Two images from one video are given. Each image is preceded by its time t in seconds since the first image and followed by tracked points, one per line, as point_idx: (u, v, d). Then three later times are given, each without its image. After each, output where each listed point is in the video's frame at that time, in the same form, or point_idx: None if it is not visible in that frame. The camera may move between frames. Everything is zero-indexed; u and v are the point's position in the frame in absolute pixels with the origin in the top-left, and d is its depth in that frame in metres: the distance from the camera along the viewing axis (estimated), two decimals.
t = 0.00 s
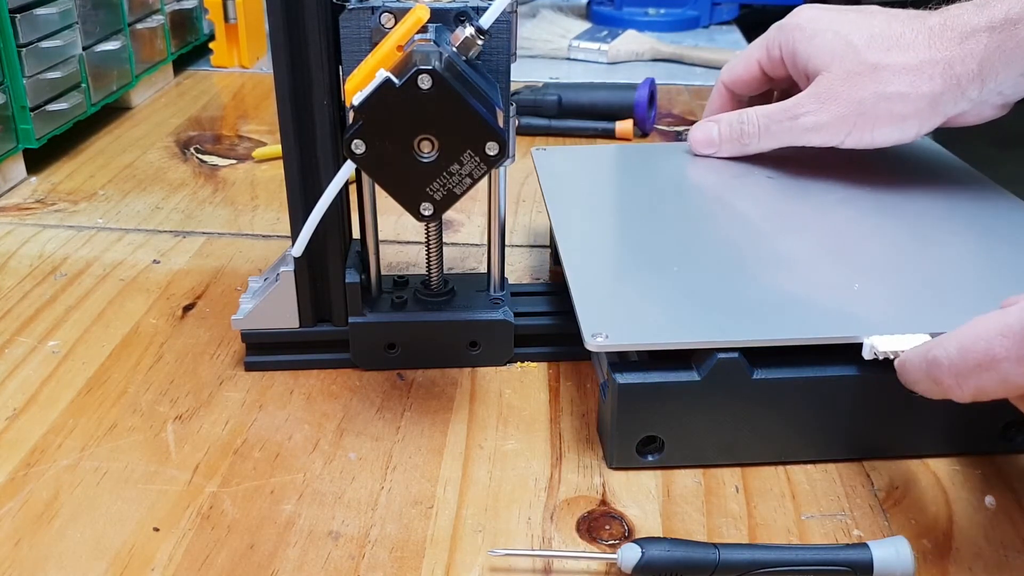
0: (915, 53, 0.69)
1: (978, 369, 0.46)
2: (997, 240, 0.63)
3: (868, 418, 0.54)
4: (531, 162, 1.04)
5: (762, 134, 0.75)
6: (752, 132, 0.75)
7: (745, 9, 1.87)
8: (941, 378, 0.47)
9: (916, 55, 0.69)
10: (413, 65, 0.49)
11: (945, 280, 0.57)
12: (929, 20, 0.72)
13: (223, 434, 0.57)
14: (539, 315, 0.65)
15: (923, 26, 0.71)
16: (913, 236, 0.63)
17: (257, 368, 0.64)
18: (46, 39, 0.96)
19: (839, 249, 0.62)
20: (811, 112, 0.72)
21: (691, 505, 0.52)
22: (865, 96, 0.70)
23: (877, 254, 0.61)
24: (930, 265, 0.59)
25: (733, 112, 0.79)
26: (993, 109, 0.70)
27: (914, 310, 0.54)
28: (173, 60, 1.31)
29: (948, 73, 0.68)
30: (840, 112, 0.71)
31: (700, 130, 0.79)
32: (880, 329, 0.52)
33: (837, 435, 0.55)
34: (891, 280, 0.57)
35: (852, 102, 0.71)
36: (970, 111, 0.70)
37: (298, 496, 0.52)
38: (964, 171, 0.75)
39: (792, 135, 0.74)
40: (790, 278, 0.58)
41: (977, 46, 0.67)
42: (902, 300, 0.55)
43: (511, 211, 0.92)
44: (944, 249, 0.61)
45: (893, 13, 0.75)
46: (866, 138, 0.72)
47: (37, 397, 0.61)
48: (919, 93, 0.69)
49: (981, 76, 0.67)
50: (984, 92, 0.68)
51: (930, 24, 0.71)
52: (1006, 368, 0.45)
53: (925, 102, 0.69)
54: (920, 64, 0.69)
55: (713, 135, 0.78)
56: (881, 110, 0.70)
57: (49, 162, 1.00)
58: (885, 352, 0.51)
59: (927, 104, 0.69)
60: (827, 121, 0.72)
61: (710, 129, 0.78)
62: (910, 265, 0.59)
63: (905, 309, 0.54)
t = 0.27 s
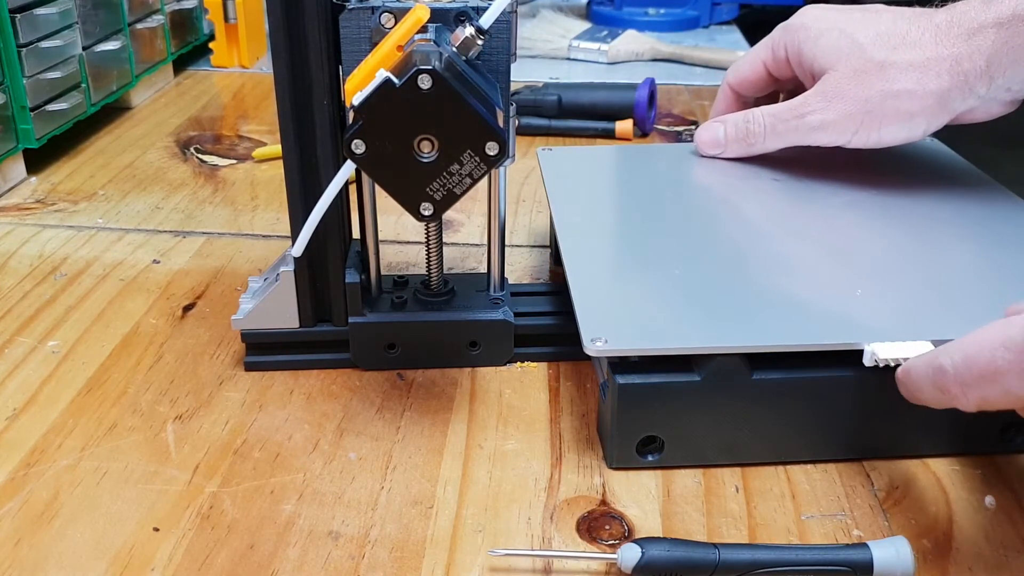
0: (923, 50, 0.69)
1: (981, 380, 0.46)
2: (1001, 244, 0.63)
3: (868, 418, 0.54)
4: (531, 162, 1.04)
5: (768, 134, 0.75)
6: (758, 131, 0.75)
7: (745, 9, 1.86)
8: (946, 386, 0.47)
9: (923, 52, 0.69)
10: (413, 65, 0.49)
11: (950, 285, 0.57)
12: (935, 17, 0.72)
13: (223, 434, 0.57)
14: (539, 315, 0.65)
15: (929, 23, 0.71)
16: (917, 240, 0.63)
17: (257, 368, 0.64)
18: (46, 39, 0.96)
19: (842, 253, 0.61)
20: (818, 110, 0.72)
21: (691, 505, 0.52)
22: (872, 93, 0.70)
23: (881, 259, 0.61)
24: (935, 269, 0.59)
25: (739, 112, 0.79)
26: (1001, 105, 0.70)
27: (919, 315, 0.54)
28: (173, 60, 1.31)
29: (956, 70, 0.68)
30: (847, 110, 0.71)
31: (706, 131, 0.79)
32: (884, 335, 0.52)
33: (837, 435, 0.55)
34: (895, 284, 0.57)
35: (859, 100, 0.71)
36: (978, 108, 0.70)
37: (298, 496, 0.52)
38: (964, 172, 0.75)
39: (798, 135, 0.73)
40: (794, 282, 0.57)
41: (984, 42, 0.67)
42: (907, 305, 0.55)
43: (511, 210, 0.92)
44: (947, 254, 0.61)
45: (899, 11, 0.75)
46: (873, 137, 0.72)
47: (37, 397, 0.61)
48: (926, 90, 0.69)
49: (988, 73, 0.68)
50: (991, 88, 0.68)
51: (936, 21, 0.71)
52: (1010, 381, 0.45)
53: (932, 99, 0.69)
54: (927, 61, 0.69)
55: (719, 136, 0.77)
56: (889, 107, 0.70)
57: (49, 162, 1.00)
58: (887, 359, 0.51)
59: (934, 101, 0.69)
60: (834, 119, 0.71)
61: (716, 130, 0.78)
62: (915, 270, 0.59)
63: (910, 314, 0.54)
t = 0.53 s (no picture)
0: (922, 49, 0.69)
1: (979, 402, 0.46)
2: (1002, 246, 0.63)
3: (868, 418, 0.54)
4: (531, 162, 1.04)
5: (767, 135, 0.75)
6: (757, 134, 0.75)
7: (745, 9, 1.86)
8: (942, 406, 0.47)
9: (923, 51, 0.69)
10: (413, 65, 0.49)
11: (952, 289, 0.57)
12: (935, 16, 0.71)
13: (223, 434, 0.57)
14: (539, 315, 0.65)
15: (929, 23, 0.70)
16: (918, 242, 0.63)
17: (257, 368, 0.64)
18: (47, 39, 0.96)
19: (844, 255, 0.61)
20: (818, 110, 0.72)
21: (691, 505, 0.52)
22: (871, 93, 0.70)
23: (882, 262, 0.60)
24: (936, 273, 0.59)
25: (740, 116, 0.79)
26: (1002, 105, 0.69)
27: (921, 319, 0.54)
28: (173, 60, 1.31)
29: (956, 68, 0.68)
30: (847, 111, 0.71)
31: (706, 134, 0.79)
32: (884, 339, 0.51)
33: (837, 436, 0.55)
34: (897, 288, 0.57)
35: (858, 100, 0.71)
36: (978, 108, 0.69)
37: (298, 495, 0.52)
38: (964, 173, 0.75)
39: (798, 136, 0.73)
40: (795, 284, 0.57)
41: (986, 40, 0.67)
42: (908, 309, 0.55)
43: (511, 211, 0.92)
44: (948, 257, 0.61)
45: (900, 11, 0.75)
46: (873, 136, 0.72)
47: (37, 397, 0.61)
48: (926, 89, 0.69)
49: (989, 72, 0.67)
50: (992, 87, 0.68)
51: (936, 20, 0.71)
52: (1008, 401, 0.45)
53: (932, 98, 0.69)
54: (927, 60, 0.69)
55: (718, 139, 0.78)
56: (888, 106, 0.70)
57: (49, 162, 1.00)
58: (891, 365, 0.50)
59: (935, 100, 0.69)
60: (833, 119, 0.71)
61: (716, 132, 0.78)
62: (916, 274, 0.59)
63: (911, 318, 0.54)
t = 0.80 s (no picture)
0: (925, 45, 0.69)
1: (971, 410, 0.46)
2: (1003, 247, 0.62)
3: (868, 418, 0.54)
4: (531, 162, 1.04)
5: (769, 136, 0.75)
6: (758, 134, 0.75)
7: (745, 9, 1.86)
8: (933, 414, 0.47)
9: (926, 47, 0.69)
10: (412, 65, 0.49)
11: (953, 291, 0.57)
12: (938, 12, 0.71)
13: (223, 434, 0.57)
14: (539, 315, 0.65)
15: (931, 18, 0.70)
16: (918, 243, 0.63)
17: (257, 368, 0.64)
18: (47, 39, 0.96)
19: (844, 257, 0.61)
20: (820, 108, 0.72)
21: (691, 505, 0.52)
22: (874, 90, 0.70)
23: (883, 264, 0.60)
24: (938, 275, 0.59)
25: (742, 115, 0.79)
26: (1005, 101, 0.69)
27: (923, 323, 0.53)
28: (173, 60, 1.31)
29: (959, 64, 0.67)
30: (849, 108, 0.71)
31: (708, 135, 0.79)
32: (884, 341, 0.51)
33: (836, 436, 0.55)
34: (898, 290, 0.57)
35: (860, 97, 0.71)
36: (982, 103, 0.69)
37: (298, 496, 0.52)
38: (964, 173, 0.75)
39: (800, 134, 0.73)
40: (795, 285, 0.57)
41: (989, 36, 0.66)
42: (910, 311, 0.54)
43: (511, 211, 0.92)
44: (949, 258, 0.61)
45: (901, 8, 0.75)
46: (876, 134, 0.72)
47: (37, 397, 0.61)
48: (929, 85, 0.68)
49: (992, 68, 0.67)
50: (996, 83, 0.67)
51: (939, 16, 0.70)
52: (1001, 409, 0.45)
53: (936, 95, 0.68)
54: (930, 56, 0.68)
55: (720, 140, 0.78)
56: (891, 103, 0.70)
57: (49, 162, 1.00)
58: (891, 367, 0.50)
59: (938, 96, 0.68)
60: (835, 118, 0.71)
61: (718, 134, 0.78)
62: (918, 276, 0.59)
63: (912, 320, 0.53)
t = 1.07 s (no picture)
0: (921, 35, 0.69)
1: (978, 422, 0.45)
2: (1004, 246, 0.62)
3: (868, 419, 0.54)
4: (531, 162, 1.04)
5: (764, 116, 0.74)
6: (754, 112, 0.75)
7: (745, 9, 1.86)
8: (936, 424, 0.47)
9: (922, 36, 0.69)
10: (412, 65, 0.49)
11: (953, 291, 0.56)
12: (933, 3, 0.72)
13: (223, 434, 0.57)
14: (538, 315, 0.65)
15: (928, 9, 0.71)
16: (919, 243, 0.63)
17: (257, 368, 0.64)
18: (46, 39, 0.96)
19: (845, 256, 0.61)
20: (815, 90, 0.71)
21: (691, 505, 0.52)
22: (870, 75, 0.70)
23: (884, 263, 0.60)
24: (938, 275, 0.59)
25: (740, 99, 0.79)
26: (1003, 92, 0.70)
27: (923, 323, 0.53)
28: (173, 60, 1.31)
29: (955, 52, 0.68)
30: (843, 91, 0.70)
31: (704, 114, 0.79)
32: (886, 341, 0.51)
33: (837, 436, 0.55)
34: (898, 289, 0.57)
35: (856, 82, 0.70)
36: (979, 93, 0.69)
37: (298, 496, 0.52)
38: (964, 172, 0.75)
39: (794, 115, 0.72)
40: (795, 284, 0.57)
41: (985, 24, 0.67)
42: (912, 311, 0.54)
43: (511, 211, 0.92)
44: (950, 257, 0.61)
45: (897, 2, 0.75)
46: (870, 122, 0.71)
47: (37, 397, 0.61)
48: (925, 71, 0.68)
49: (989, 56, 0.67)
50: (993, 72, 0.67)
51: (935, 7, 0.71)
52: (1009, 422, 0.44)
53: (932, 81, 0.68)
54: (926, 44, 0.69)
55: (715, 119, 0.78)
56: (887, 89, 0.69)
57: (49, 162, 1.00)
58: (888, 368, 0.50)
59: (934, 83, 0.68)
60: (830, 99, 0.71)
61: (714, 113, 0.78)
62: (919, 276, 0.59)
63: (912, 320, 0.53)
